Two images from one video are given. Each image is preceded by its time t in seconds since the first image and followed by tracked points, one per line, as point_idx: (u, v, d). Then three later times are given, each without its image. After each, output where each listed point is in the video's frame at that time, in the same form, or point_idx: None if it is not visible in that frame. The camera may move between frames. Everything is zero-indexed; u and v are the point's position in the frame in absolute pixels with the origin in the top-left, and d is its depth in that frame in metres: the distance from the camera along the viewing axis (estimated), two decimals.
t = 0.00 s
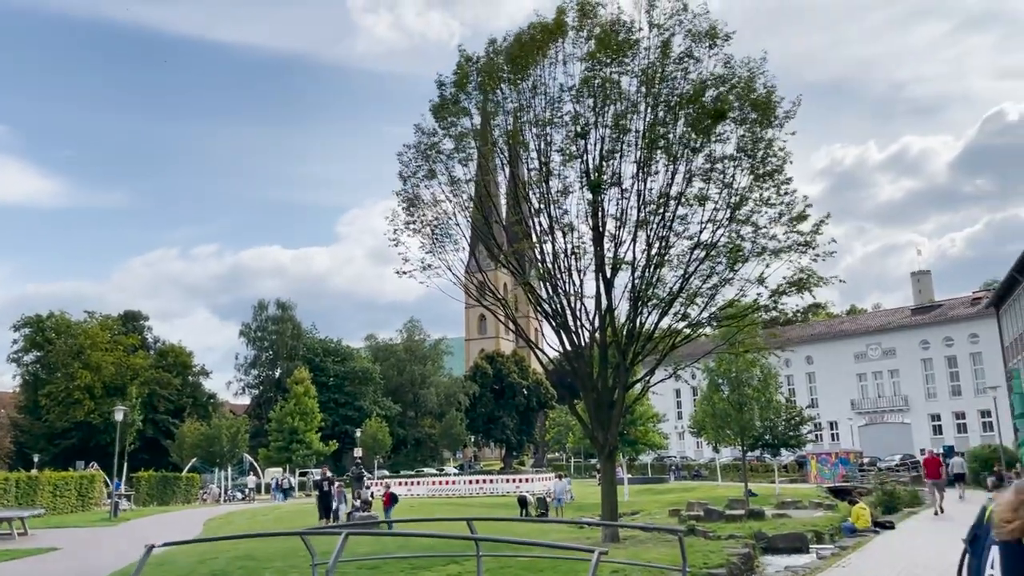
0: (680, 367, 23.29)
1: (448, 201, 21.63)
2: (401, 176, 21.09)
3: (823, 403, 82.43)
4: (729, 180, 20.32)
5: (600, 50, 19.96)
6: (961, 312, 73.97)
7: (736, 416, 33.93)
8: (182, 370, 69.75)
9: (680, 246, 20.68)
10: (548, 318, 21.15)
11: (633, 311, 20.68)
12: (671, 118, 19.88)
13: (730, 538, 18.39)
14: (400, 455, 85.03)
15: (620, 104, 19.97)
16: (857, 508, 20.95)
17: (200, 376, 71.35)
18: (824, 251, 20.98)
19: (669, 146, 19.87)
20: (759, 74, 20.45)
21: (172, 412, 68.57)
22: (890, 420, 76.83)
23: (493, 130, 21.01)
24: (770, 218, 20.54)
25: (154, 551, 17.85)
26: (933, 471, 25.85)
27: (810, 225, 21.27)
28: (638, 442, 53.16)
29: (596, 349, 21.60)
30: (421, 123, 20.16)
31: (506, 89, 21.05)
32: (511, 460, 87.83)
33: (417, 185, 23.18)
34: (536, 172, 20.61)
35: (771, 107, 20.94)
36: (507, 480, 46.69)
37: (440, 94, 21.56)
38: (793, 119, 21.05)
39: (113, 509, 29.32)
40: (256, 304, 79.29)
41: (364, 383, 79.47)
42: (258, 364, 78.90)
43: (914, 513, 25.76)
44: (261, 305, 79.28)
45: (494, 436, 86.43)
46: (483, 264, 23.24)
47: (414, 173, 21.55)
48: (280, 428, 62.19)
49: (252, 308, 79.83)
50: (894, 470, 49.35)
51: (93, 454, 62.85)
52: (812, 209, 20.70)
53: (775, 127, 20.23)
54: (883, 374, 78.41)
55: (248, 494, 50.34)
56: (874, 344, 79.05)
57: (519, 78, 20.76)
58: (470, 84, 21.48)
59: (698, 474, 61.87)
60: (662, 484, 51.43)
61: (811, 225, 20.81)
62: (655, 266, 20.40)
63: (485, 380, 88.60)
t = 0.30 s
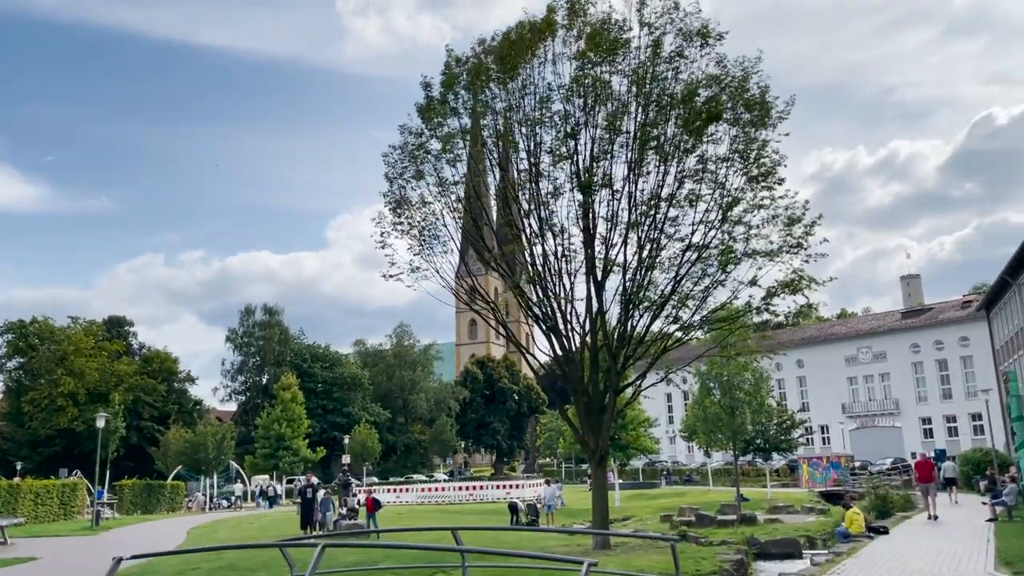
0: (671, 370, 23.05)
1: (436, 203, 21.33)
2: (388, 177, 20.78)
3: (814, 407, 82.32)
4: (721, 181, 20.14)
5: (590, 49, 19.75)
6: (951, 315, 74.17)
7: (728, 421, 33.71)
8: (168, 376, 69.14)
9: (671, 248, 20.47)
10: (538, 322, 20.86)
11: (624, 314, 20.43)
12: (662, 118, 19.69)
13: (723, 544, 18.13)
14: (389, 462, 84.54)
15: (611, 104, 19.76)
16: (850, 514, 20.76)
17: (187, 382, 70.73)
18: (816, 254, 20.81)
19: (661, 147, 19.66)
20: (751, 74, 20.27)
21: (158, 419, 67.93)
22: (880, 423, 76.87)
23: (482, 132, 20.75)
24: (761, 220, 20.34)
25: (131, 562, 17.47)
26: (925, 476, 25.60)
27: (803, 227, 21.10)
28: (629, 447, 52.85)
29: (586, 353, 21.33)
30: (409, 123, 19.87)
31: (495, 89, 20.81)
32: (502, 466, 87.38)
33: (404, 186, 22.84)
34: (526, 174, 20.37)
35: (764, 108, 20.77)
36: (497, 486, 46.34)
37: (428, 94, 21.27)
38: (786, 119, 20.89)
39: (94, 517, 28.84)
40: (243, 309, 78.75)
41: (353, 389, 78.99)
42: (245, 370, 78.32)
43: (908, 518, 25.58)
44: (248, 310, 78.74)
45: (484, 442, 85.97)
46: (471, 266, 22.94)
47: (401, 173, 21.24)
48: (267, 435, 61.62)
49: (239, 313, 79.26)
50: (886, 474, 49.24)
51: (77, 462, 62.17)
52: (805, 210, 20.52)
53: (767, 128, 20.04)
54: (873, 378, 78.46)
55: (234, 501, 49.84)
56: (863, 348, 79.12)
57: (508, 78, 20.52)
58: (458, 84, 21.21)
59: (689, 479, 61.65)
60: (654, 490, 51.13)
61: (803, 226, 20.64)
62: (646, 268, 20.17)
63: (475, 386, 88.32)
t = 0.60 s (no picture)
0: (661, 372, 22.93)
1: (424, 202, 21.19)
2: (376, 176, 20.65)
3: (805, 409, 82.32)
4: (712, 181, 20.06)
5: (580, 48, 19.66)
6: (940, 318, 74.36)
7: (719, 423, 33.63)
8: (156, 379, 68.74)
9: (661, 249, 20.38)
10: (528, 322, 20.74)
11: (613, 315, 20.32)
12: (652, 118, 19.63)
13: (713, 547, 18.00)
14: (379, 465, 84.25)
15: (601, 103, 19.67)
16: (841, 515, 20.66)
17: (176, 386, 70.29)
18: (807, 254, 20.74)
19: (651, 147, 19.58)
20: (742, 73, 20.20)
21: (147, 422, 67.48)
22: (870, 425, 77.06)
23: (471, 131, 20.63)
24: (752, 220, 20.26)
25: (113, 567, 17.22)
26: (916, 477, 25.50)
27: (794, 227, 21.04)
28: (620, 450, 52.72)
29: (576, 354, 21.21)
30: (397, 121, 19.75)
31: (484, 88, 20.70)
32: (493, 469, 87.12)
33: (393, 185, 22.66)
34: (515, 173, 20.27)
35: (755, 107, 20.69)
36: (487, 489, 46.16)
37: (417, 92, 21.14)
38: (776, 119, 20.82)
39: (80, 522, 28.52)
40: (233, 312, 78.38)
41: (343, 392, 78.70)
42: (235, 373, 77.94)
43: (899, 520, 25.53)
44: (237, 313, 78.38)
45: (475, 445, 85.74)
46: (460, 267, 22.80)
47: (389, 172, 21.09)
48: (257, 438, 61.27)
49: (228, 316, 78.88)
50: (876, 476, 49.27)
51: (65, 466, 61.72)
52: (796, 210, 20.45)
53: (758, 127, 19.97)
54: (863, 380, 78.63)
55: (223, 505, 49.56)
56: (854, 350, 79.22)
57: (497, 77, 20.42)
58: (447, 83, 21.09)
59: (680, 482, 61.60)
60: (645, 492, 51.02)
61: (794, 227, 20.57)
62: (636, 268, 20.08)
63: (466, 389, 88.05)
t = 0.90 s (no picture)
0: (655, 374, 22.72)
1: (415, 201, 20.97)
2: (367, 175, 20.45)
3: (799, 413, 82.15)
4: (707, 181, 19.89)
5: (574, 45, 19.48)
6: (935, 321, 74.29)
7: (714, 426, 33.45)
8: (148, 381, 68.41)
9: (656, 249, 20.18)
10: (521, 323, 20.53)
11: (607, 316, 20.11)
12: (646, 117, 19.47)
13: (708, 552, 17.79)
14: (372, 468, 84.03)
15: (595, 101, 19.50)
16: (838, 520, 20.46)
17: (168, 388, 69.92)
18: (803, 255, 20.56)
19: (646, 146, 19.40)
20: (738, 72, 20.02)
21: (138, 425, 67.14)
22: (865, 429, 77.03)
23: (463, 130, 20.43)
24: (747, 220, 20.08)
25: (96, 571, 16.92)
26: (912, 481, 25.26)
27: (790, 228, 20.88)
28: (614, 452, 52.49)
29: (569, 357, 20.99)
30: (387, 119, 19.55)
31: (476, 85, 20.52)
32: (487, 472, 86.75)
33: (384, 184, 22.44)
34: (508, 173, 20.09)
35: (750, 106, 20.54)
36: (480, 492, 45.93)
37: (409, 90, 20.93)
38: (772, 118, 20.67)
39: (68, 525, 28.19)
40: (225, 314, 78.06)
41: (337, 395, 78.41)
42: (228, 375, 77.60)
43: (895, 524, 25.36)
44: (230, 315, 78.07)
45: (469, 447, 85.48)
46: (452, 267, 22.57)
47: (380, 171, 20.88)
48: (249, 440, 60.97)
49: (222, 318, 78.56)
50: (870, 480, 49.16)
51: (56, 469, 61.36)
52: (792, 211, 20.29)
53: (753, 126, 19.80)
54: (858, 383, 78.53)
55: (214, 507, 49.27)
56: (848, 353, 79.16)
57: (489, 75, 20.25)
58: (440, 81, 20.89)
59: (674, 485, 61.44)
60: (639, 495, 50.83)
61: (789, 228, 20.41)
62: (629, 269, 19.89)
63: (460, 391, 87.36)
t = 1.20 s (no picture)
0: (652, 373, 22.54)
1: (411, 196, 20.84)
2: (362, 170, 20.30)
3: (797, 413, 82.00)
4: (706, 177, 19.73)
5: (573, 39, 19.33)
6: (934, 322, 74.20)
7: (711, 426, 33.33)
8: (145, 379, 68.23)
9: (654, 247, 20.03)
10: (517, 321, 20.37)
11: (604, 314, 19.96)
12: (644, 112, 19.31)
13: (705, 552, 17.66)
14: (369, 467, 83.89)
15: (593, 96, 19.37)
16: (837, 521, 20.35)
17: (165, 387, 69.70)
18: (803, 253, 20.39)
19: (644, 142, 19.26)
20: (738, 67, 19.87)
21: (135, 423, 66.91)
22: (863, 430, 76.98)
23: (460, 125, 20.32)
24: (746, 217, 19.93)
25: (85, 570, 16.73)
26: (910, 483, 25.13)
27: (789, 226, 20.74)
28: (612, 453, 52.30)
29: (565, 355, 20.82)
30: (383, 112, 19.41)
31: (473, 80, 20.38)
32: (485, 472, 86.61)
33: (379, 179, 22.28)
34: (504, 169, 19.97)
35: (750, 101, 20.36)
36: (477, 491, 45.80)
37: (406, 83, 20.77)
38: (772, 114, 20.51)
39: (61, 523, 27.97)
40: (223, 312, 77.92)
41: (334, 393, 78.21)
42: (224, 374, 77.37)
43: (894, 525, 25.29)
44: (228, 313, 77.92)
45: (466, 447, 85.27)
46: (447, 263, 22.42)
47: (376, 166, 20.74)
48: (245, 438, 60.77)
49: (218, 317, 78.39)
50: (868, 481, 49.15)
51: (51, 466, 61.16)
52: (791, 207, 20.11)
53: (753, 122, 19.64)
54: (857, 384, 78.44)
55: (211, 506, 49.09)
56: (847, 354, 79.06)
57: (486, 68, 20.13)
58: (437, 74, 20.74)
59: (672, 485, 61.52)
60: (637, 495, 50.76)
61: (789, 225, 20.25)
62: (627, 266, 19.74)
63: (457, 391, 84.27)
